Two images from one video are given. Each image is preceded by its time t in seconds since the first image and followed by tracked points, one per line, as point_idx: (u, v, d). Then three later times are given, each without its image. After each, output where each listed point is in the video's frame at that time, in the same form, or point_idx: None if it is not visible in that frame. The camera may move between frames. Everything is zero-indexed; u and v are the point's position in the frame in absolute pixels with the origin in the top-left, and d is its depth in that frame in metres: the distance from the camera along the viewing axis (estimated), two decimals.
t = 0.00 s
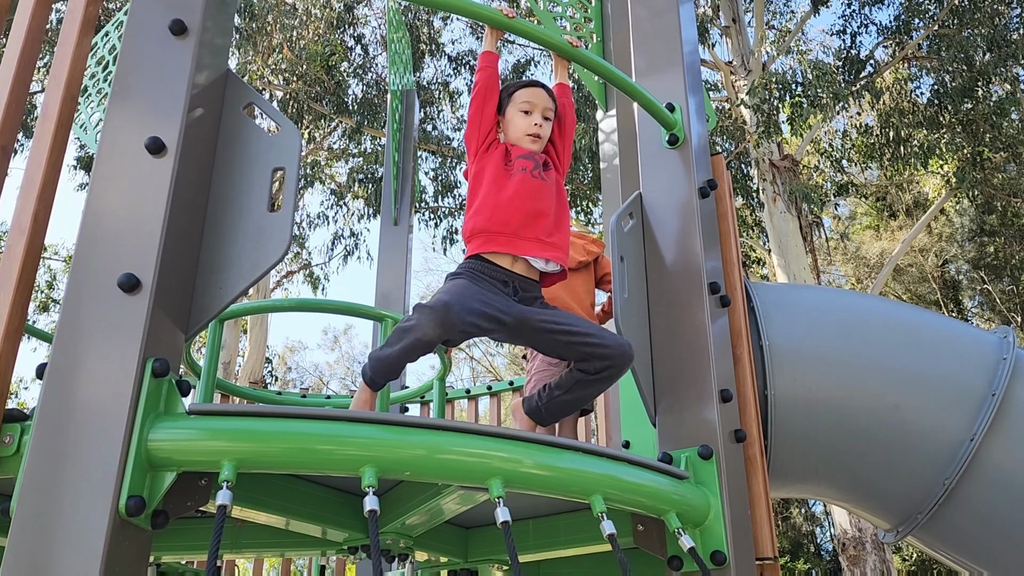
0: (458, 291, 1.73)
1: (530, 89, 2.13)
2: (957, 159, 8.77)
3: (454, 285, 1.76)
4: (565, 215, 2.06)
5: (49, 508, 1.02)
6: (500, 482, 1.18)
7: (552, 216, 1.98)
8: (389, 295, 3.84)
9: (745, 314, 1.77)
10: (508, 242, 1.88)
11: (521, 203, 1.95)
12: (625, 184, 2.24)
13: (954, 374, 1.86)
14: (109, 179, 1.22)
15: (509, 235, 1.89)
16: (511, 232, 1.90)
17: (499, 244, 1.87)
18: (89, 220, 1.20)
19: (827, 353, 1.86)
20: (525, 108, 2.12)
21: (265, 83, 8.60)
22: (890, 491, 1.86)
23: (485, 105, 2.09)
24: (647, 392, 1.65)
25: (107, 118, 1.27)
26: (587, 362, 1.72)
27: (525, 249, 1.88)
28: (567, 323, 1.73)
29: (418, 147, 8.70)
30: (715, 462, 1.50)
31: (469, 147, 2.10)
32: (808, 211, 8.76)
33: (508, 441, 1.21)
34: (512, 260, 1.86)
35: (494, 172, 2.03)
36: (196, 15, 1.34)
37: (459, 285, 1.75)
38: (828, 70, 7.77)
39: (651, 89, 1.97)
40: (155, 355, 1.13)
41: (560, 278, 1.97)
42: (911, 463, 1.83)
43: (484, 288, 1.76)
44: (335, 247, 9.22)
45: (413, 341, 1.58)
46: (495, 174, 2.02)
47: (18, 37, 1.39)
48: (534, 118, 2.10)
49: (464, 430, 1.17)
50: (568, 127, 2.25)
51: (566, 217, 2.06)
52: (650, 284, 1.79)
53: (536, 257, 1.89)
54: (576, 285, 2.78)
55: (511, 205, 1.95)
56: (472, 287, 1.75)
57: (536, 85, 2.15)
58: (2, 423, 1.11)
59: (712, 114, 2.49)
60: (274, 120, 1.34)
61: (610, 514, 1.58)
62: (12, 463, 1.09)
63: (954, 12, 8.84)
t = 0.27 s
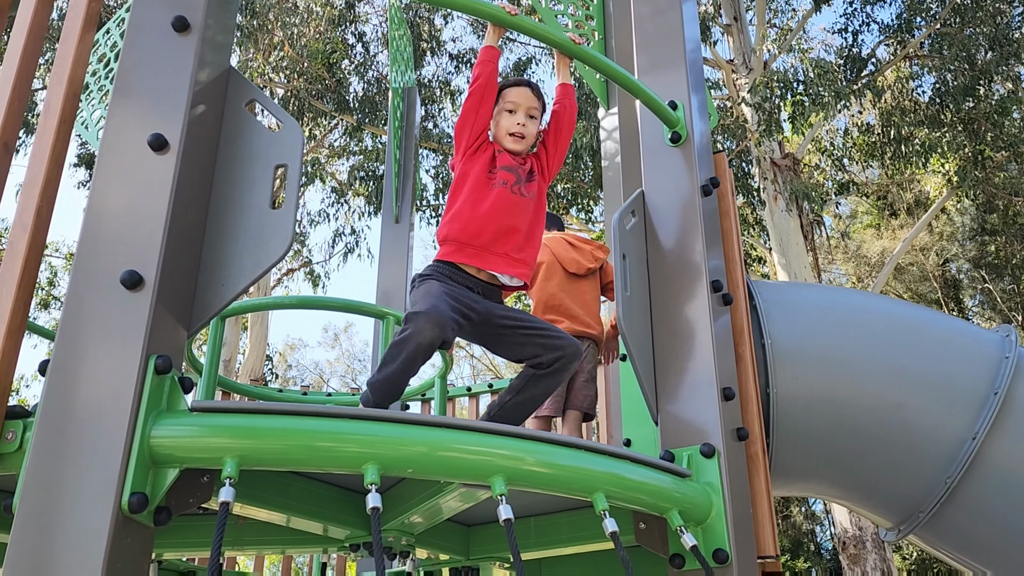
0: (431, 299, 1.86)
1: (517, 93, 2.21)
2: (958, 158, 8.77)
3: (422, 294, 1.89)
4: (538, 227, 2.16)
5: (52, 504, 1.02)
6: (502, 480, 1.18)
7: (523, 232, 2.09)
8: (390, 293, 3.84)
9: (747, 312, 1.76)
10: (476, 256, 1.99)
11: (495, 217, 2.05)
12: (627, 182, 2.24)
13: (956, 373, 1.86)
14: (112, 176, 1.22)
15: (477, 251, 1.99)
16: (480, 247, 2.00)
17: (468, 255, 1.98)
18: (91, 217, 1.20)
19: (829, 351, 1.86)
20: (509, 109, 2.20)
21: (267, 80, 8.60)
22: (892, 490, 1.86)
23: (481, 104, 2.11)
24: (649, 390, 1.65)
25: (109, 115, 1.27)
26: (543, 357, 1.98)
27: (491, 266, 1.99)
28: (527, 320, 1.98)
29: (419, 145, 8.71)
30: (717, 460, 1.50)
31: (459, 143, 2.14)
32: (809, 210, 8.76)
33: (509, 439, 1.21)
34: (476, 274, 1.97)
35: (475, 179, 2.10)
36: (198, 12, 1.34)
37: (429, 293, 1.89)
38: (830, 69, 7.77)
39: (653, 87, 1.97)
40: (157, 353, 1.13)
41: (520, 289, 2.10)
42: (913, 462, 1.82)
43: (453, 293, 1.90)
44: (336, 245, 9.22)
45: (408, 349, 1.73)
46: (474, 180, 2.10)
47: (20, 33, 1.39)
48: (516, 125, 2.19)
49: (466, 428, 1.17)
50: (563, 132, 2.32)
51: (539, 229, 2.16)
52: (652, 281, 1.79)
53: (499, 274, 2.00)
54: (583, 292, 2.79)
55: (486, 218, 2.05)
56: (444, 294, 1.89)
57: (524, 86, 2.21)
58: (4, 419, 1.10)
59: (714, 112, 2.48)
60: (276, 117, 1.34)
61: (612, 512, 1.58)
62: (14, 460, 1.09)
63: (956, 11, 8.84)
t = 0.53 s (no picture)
0: (416, 290, 1.84)
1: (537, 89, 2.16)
2: (962, 157, 8.75)
3: (404, 281, 1.88)
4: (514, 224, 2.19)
5: (59, 502, 1.02)
6: (508, 479, 1.18)
7: (498, 226, 2.11)
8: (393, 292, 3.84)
9: (752, 312, 1.76)
10: (449, 238, 2.02)
11: (474, 207, 2.08)
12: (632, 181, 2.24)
13: (962, 372, 1.85)
14: (118, 175, 1.22)
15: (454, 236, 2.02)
16: (455, 231, 2.03)
17: (441, 236, 2.01)
18: (98, 215, 1.20)
19: (834, 350, 1.86)
20: (524, 107, 2.18)
21: (270, 80, 8.60)
22: (898, 490, 1.85)
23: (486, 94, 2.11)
24: (654, 389, 1.65)
25: (115, 113, 1.27)
26: (508, 341, 1.99)
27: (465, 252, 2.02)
28: (498, 302, 2.03)
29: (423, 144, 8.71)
30: (723, 459, 1.50)
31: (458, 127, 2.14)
32: (812, 209, 8.75)
33: (515, 438, 1.21)
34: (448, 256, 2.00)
35: (464, 166, 2.13)
36: (203, 11, 1.34)
37: (413, 283, 1.88)
38: (833, 67, 7.75)
39: (658, 85, 1.96)
40: (163, 351, 1.13)
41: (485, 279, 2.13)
42: (919, 461, 1.82)
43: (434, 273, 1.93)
44: (339, 244, 9.22)
45: (397, 346, 1.69)
46: (466, 167, 2.13)
47: (27, 32, 1.39)
48: (524, 124, 2.18)
49: (470, 426, 1.17)
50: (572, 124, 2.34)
51: (515, 225, 2.19)
52: (657, 279, 1.79)
53: (467, 261, 2.03)
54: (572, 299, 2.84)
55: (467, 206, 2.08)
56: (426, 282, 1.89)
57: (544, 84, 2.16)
58: (11, 418, 1.10)
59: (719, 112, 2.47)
60: (282, 115, 1.34)
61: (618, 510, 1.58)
62: (21, 458, 1.09)
63: (961, 9, 8.81)
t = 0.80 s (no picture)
0: (414, 287, 1.83)
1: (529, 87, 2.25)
2: (969, 156, 8.72)
3: (399, 280, 1.84)
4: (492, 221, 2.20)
5: (67, 505, 1.02)
6: (516, 480, 1.17)
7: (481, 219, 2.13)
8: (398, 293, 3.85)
9: (759, 312, 1.75)
10: (438, 221, 2.01)
11: (462, 196, 2.09)
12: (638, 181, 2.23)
13: (969, 371, 1.85)
14: (125, 177, 1.23)
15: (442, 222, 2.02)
16: (443, 217, 2.03)
17: (430, 218, 2.00)
18: (106, 216, 1.20)
19: (843, 350, 1.85)
20: (519, 103, 2.26)
21: (275, 81, 8.62)
22: (907, 491, 1.85)
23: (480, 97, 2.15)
24: (661, 390, 1.65)
25: (122, 116, 1.27)
26: (479, 348, 2.03)
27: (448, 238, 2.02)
28: (475, 302, 2.04)
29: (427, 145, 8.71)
30: (731, 460, 1.50)
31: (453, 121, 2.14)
32: (818, 209, 8.73)
33: (522, 438, 1.21)
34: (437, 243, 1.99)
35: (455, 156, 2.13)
36: (211, 13, 1.34)
37: (412, 283, 1.84)
38: (839, 67, 7.74)
39: (664, 85, 1.96)
40: (171, 352, 1.13)
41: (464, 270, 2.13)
42: (927, 461, 1.81)
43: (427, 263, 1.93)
44: (344, 245, 9.21)
45: (399, 364, 1.69)
46: (457, 155, 2.13)
47: (34, 35, 1.39)
48: (515, 118, 2.26)
49: (478, 427, 1.17)
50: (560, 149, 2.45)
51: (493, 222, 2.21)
52: (663, 279, 1.78)
53: (451, 248, 2.03)
54: (558, 303, 2.86)
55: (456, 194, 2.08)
56: (424, 282, 1.86)
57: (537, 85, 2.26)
58: (20, 419, 1.11)
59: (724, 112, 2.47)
60: (289, 116, 1.34)
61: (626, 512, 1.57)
62: (29, 460, 1.09)
63: (966, 9, 8.80)
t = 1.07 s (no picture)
0: (413, 290, 1.85)
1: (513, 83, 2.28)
2: (976, 156, 8.68)
3: (398, 284, 1.86)
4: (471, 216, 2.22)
5: (77, 508, 1.03)
6: (525, 483, 1.17)
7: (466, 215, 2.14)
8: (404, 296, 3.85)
9: (766, 314, 1.75)
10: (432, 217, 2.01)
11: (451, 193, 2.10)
12: (644, 183, 2.23)
13: (978, 373, 1.84)
14: (134, 181, 1.23)
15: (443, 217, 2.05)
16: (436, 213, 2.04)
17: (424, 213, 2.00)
18: (114, 220, 1.20)
19: (851, 351, 1.85)
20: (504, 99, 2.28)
21: (280, 84, 8.66)
22: (916, 493, 1.84)
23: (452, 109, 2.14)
24: (669, 392, 1.65)
25: (130, 120, 1.27)
26: (474, 355, 2.03)
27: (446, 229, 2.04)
28: (472, 305, 2.05)
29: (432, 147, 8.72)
30: (739, 463, 1.49)
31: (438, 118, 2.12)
32: (824, 210, 8.71)
33: (530, 442, 1.21)
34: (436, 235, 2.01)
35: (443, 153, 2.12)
36: (218, 17, 1.34)
37: (412, 287, 1.85)
38: (845, 68, 7.73)
39: (671, 86, 1.96)
40: (180, 356, 1.14)
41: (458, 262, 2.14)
42: (936, 463, 1.81)
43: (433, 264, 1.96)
44: (349, 248, 9.21)
45: (400, 369, 1.70)
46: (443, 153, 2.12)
47: (43, 40, 1.40)
48: (501, 114, 2.27)
49: (486, 430, 1.17)
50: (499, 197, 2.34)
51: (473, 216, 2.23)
52: (670, 281, 1.78)
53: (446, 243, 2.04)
54: (560, 307, 2.86)
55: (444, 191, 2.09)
56: (426, 284, 1.88)
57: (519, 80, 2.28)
58: (30, 423, 1.11)
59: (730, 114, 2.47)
60: (296, 120, 1.34)
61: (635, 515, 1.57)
62: (40, 464, 1.10)
63: (972, 8, 8.79)
